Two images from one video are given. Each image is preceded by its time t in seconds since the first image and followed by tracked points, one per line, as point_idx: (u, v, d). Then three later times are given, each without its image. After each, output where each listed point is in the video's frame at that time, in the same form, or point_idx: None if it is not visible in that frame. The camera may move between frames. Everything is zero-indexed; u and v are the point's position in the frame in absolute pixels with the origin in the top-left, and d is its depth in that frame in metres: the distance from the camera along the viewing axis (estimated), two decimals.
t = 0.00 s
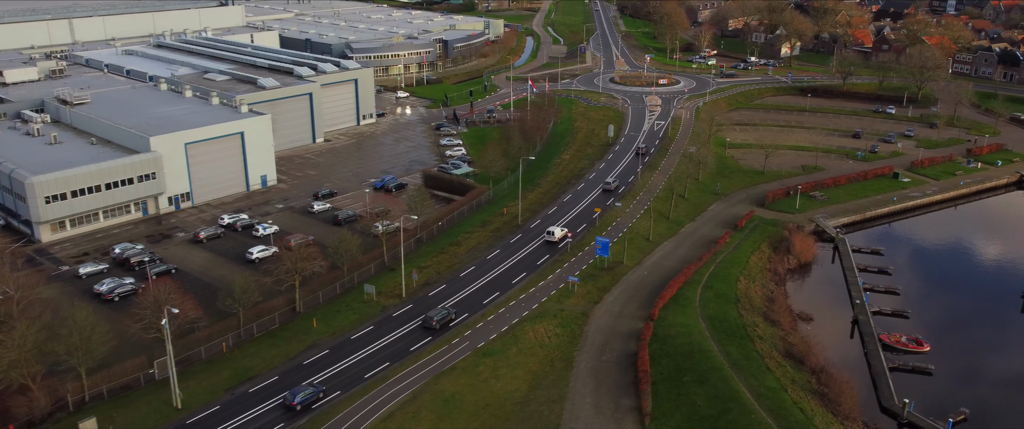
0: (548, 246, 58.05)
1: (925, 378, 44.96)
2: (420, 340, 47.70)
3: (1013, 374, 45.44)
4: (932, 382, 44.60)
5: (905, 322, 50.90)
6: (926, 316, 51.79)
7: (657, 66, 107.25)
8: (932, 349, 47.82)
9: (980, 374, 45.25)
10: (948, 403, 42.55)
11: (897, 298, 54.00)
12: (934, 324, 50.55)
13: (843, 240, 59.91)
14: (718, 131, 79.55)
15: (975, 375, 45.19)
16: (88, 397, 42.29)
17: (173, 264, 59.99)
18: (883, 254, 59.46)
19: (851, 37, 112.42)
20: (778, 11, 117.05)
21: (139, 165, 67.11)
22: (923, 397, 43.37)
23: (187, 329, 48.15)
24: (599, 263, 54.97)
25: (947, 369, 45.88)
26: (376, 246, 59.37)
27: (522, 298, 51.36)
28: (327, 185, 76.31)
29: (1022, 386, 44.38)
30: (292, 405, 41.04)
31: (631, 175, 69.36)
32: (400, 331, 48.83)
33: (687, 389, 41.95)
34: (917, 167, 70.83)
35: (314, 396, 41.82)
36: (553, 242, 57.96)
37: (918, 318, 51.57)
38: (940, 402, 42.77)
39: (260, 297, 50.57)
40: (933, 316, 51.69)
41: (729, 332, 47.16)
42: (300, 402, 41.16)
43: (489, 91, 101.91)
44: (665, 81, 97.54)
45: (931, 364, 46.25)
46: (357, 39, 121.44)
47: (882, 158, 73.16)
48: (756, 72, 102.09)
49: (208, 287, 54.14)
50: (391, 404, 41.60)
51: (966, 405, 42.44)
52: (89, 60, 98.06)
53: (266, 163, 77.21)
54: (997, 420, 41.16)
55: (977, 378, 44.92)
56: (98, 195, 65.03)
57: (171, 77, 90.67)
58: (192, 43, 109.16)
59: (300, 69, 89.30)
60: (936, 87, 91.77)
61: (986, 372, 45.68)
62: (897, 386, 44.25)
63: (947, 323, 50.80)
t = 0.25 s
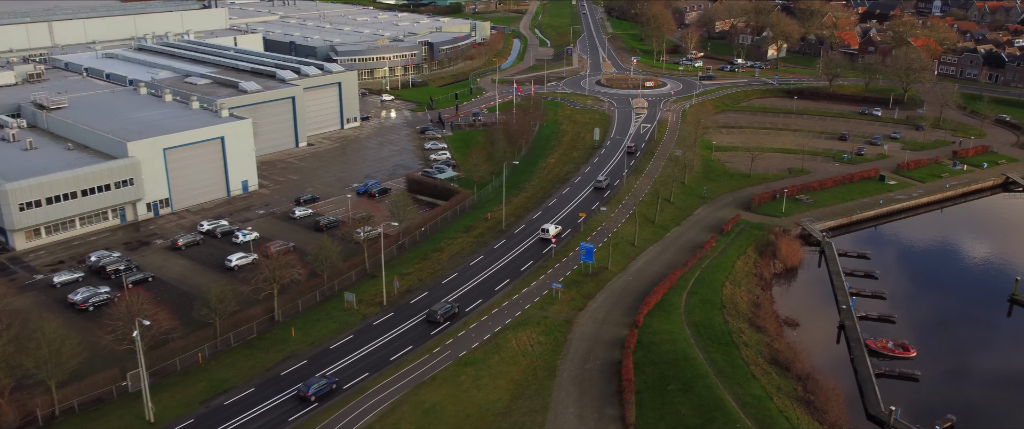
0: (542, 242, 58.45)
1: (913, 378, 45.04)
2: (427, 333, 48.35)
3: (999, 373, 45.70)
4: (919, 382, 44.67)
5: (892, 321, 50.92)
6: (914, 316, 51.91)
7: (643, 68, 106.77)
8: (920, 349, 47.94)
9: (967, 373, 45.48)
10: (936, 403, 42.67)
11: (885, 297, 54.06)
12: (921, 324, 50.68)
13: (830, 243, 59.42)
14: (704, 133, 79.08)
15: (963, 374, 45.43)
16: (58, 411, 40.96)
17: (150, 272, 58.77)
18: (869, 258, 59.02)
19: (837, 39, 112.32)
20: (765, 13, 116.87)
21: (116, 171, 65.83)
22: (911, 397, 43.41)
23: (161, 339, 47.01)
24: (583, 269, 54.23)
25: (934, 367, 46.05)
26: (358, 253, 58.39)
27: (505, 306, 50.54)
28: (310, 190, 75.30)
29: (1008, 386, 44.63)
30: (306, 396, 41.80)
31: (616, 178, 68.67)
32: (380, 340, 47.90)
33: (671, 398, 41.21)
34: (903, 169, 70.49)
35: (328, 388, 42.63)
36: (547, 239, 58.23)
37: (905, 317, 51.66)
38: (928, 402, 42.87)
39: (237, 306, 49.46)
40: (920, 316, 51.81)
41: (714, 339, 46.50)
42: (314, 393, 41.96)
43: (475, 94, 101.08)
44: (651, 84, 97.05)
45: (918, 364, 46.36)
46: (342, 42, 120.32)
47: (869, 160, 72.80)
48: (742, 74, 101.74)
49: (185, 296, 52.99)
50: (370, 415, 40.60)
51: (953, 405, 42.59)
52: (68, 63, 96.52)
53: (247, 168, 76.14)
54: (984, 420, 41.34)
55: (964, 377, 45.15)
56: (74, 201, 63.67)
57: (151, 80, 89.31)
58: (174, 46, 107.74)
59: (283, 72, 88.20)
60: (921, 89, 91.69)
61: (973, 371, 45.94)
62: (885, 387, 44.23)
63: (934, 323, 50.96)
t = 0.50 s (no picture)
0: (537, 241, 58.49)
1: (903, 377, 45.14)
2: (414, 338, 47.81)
3: (988, 373, 45.91)
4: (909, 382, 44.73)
5: (882, 322, 50.94)
6: (903, 316, 51.99)
7: (632, 71, 106.34)
8: (909, 349, 48.03)
9: (956, 373, 45.66)
10: (926, 403, 42.79)
11: (874, 297, 54.12)
12: (911, 324, 50.77)
13: (818, 247, 58.99)
14: (693, 136, 78.65)
15: (952, 373, 45.62)
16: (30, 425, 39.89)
17: (130, 280, 57.72)
18: (858, 261, 58.57)
19: (825, 40, 112.27)
20: (753, 15, 116.71)
21: (95, 177, 64.66)
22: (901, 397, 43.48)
23: (138, 350, 45.98)
24: (570, 275, 53.56)
25: (923, 367, 46.20)
26: (341, 259, 57.50)
27: (489, 313, 49.80)
28: (294, 195, 74.38)
29: (997, 385, 44.83)
30: (317, 389, 42.30)
31: (604, 182, 68.07)
32: (363, 349, 47.02)
33: (658, 406, 40.56)
34: (891, 172, 70.18)
35: (338, 381, 43.06)
36: (542, 237, 58.45)
37: (895, 318, 51.74)
38: (918, 402, 42.96)
39: (217, 314, 48.48)
40: (910, 316, 51.90)
41: (702, 346, 45.95)
42: (325, 385, 42.44)
43: (462, 97, 100.37)
44: (640, 86, 96.62)
45: (908, 364, 46.44)
46: (329, 44, 119.39)
47: (857, 163, 72.49)
48: (731, 76, 101.48)
49: (164, 305, 52.01)
50: (351, 426, 39.73)
51: (943, 405, 42.73)
52: (49, 67, 95.25)
53: (231, 173, 75.08)
54: (973, 419, 41.50)
55: (954, 377, 45.33)
56: (52, 208, 62.46)
57: (133, 84, 88.19)
58: (158, 49, 106.60)
59: (267, 76, 87.26)
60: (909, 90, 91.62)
61: (962, 370, 46.15)
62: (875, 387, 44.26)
63: (923, 323, 51.08)
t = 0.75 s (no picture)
0: (531, 238, 58.89)
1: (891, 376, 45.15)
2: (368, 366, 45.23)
3: (976, 371, 45.98)
4: (897, 381, 44.73)
5: (870, 322, 50.88)
6: (891, 315, 51.98)
7: (618, 73, 105.84)
8: (898, 348, 48.03)
9: (944, 371, 45.72)
10: (914, 402, 42.79)
11: (862, 297, 54.08)
12: (899, 323, 50.78)
13: (804, 251, 58.49)
14: (679, 139, 78.11)
15: (940, 372, 45.67)
16: None
17: (105, 289, 56.43)
18: (844, 265, 57.96)
19: (812, 43, 112.19)
20: (739, 17, 116.51)
21: (71, 184, 63.34)
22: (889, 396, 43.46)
23: (110, 363, 44.77)
24: (554, 281, 52.76)
25: (911, 366, 46.23)
26: (322, 267, 56.48)
27: (472, 321, 48.92)
28: (276, 200, 73.27)
29: (985, 383, 44.90)
30: (328, 380, 43.10)
31: (589, 186, 67.30)
32: (342, 359, 46.01)
33: (642, 416, 39.76)
34: (877, 174, 69.85)
35: (349, 372, 43.95)
36: (536, 234, 58.75)
37: (882, 317, 51.73)
38: (907, 401, 42.95)
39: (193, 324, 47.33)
40: (898, 315, 51.89)
41: (687, 354, 45.23)
42: (336, 377, 43.23)
43: (448, 100, 99.49)
44: (626, 89, 96.09)
45: (896, 364, 46.43)
46: (313, 47, 118.29)
47: (843, 165, 72.12)
48: (718, 79, 101.16)
49: (140, 315, 50.83)
50: None
51: (931, 403, 42.75)
52: (28, 71, 93.72)
53: (211, 178, 73.90)
54: (962, 418, 41.53)
55: (942, 375, 45.39)
56: (27, 215, 61.10)
57: (113, 89, 86.86)
58: (139, 53, 105.24)
59: (249, 79, 86.16)
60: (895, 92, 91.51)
61: (949, 368, 46.20)
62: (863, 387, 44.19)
63: (911, 322, 51.10)
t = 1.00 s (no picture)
0: (524, 237, 59.29)
1: (881, 376, 45.23)
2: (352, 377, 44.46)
3: (964, 371, 46.15)
4: (887, 381, 44.80)
5: (859, 323, 50.91)
6: (880, 315, 52.07)
7: (606, 76, 105.34)
8: (887, 348, 48.13)
9: (934, 370, 45.86)
10: (904, 402, 42.91)
11: (851, 298, 54.12)
12: (888, 323, 50.86)
13: (792, 255, 57.99)
14: (667, 142, 77.62)
15: (929, 371, 45.83)
16: None
17: (83, 297, 55.28)
18: (833, 269, 57.52)
19: (800, 45, 112.04)
20: (727, 19, 116.24)
21: (49, 190, 62.14)
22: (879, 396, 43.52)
23: (84, 374, 43.68)
24: (540, 288, 52.06)
25: (901, 366, 46.33)
26: (304, 273, 55.55)
27: (456, 328, 48.14)
28: (259, 206, 72.29)
29: (973, 383, 45.07)
30: (337, 373, 43.79)
31: (576, 190, 66.66)
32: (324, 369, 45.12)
33: (628, 424, 39.08)
34: (865, 177, 69.54)
35: (357, 364, 44.55)
36: (530, 233, 59.17)
37: (872, 317, 51.78)
38: (897, 401, 43.05)
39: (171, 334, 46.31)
40: (887, 315, 51.97)
41: (673, 361, 44.62)
42: (343, 370, 43.87)
43: (435, 103, 98.67)
44: (614, 92, 95.57)
45: (886, 364, 46.50)
46: (299, 50, 117.25)
47: (831, 168, 71.78)
48: (706, 81, 100.78)
49: (117, 325, 49.77)
50: None
51: (921, 403, 42.86)
52: (7, 75, 92.35)
53: (193, 184, 72.83)
54: (951, 417, 41.66)
55: (931, 374, 45.53)
56: (4, 223, 59.87)
57: (94, 93, 85.63)
58: (122, 56, 103.99)
59: (232, 83, 85.13)
60: (883, 94, 91.37)
61: (939, 368, 46.34)
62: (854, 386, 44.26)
63: (900, 322, 51.23)
